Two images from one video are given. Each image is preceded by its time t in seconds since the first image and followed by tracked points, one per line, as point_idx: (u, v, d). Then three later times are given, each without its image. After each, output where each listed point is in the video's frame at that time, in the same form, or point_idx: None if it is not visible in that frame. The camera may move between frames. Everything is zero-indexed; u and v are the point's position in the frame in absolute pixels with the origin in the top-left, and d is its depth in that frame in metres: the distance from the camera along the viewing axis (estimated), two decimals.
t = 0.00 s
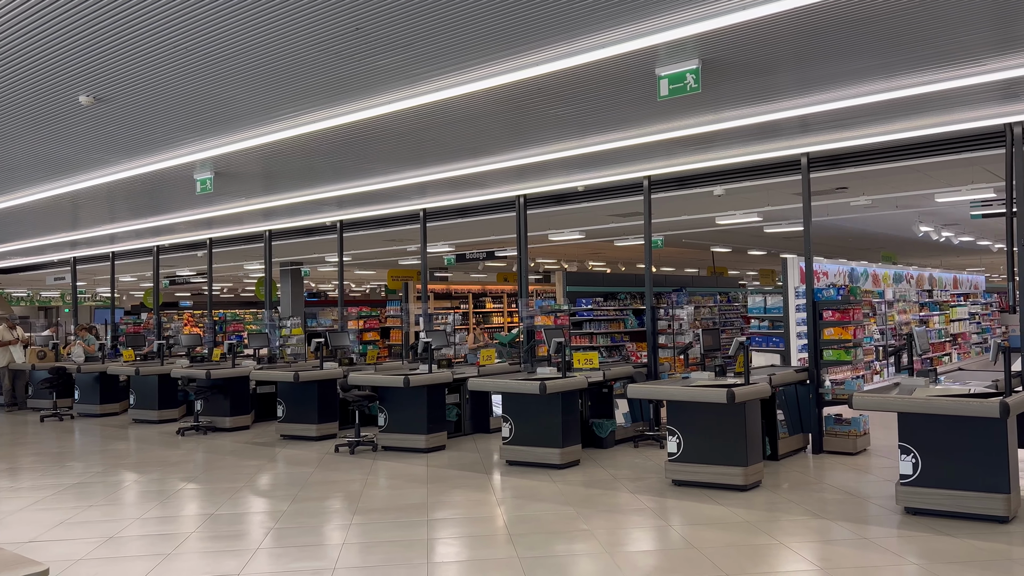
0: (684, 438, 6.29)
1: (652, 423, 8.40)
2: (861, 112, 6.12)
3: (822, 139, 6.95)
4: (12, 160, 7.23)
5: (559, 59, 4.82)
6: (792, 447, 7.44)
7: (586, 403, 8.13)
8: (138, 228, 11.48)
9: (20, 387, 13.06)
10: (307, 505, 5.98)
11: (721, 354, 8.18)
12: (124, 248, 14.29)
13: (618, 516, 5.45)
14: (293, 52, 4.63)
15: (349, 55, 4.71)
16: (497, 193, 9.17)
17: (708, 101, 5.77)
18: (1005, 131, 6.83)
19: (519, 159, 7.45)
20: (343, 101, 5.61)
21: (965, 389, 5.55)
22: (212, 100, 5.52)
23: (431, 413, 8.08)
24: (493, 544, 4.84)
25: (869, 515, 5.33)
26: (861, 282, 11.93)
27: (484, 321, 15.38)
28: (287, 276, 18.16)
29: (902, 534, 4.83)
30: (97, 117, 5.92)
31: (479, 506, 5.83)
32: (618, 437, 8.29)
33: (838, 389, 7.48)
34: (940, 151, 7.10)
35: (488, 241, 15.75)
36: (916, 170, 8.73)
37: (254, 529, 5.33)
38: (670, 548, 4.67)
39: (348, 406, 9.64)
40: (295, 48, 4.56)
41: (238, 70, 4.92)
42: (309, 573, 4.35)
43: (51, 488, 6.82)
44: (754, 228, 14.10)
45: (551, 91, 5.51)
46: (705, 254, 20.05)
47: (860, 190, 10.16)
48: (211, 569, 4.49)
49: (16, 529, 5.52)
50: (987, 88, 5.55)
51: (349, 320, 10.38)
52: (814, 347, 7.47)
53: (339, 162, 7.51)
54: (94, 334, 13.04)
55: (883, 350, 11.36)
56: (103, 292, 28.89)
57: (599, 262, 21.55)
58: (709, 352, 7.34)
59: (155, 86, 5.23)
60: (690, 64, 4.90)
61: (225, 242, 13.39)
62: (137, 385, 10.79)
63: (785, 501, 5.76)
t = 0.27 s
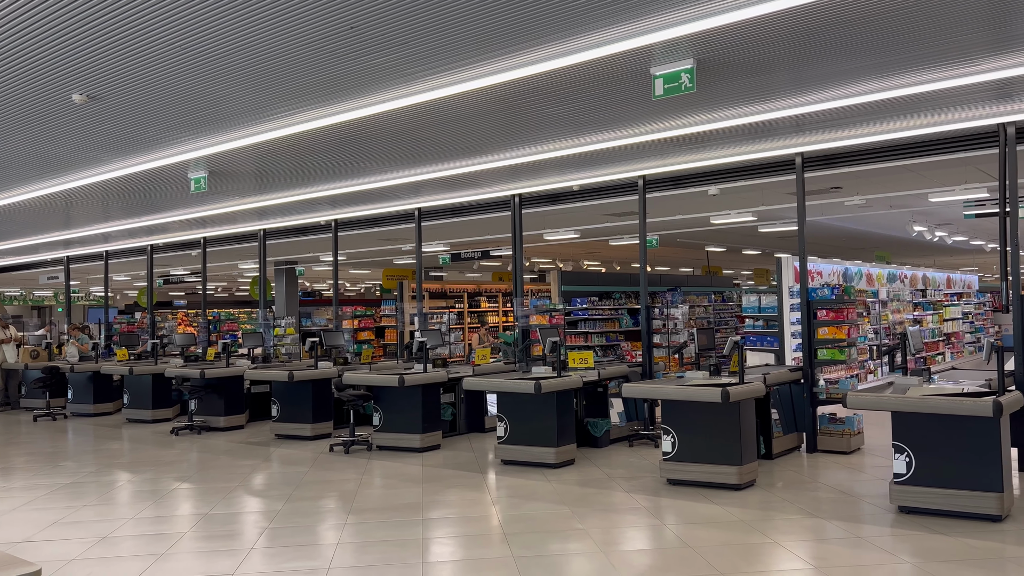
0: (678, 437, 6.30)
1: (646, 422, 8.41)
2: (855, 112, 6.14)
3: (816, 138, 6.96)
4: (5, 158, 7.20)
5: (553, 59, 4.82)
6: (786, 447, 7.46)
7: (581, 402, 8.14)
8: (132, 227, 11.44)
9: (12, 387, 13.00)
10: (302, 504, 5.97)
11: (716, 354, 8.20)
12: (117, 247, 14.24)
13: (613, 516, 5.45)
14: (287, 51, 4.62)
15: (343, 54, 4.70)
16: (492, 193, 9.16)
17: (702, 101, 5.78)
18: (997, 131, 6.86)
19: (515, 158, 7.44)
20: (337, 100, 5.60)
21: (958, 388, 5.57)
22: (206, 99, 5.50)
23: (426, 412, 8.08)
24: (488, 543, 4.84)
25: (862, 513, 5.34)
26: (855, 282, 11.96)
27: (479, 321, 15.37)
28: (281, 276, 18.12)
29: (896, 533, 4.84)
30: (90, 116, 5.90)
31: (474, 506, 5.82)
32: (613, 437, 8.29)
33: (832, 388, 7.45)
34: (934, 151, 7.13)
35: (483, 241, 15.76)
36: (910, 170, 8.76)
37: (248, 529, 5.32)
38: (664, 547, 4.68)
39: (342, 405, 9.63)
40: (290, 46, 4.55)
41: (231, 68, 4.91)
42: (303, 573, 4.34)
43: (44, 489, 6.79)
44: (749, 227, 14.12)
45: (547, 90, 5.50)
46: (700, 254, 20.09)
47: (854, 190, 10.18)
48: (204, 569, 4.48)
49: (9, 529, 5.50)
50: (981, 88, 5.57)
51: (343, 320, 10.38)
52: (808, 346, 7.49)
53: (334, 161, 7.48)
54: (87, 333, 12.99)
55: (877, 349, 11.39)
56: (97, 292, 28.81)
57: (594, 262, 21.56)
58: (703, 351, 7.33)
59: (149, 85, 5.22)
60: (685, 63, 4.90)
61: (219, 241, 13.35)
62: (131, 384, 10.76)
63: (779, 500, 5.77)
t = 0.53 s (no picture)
0: (672, 436, 6.31)
1: (640, 422, 8.42)
2: (848, 112, 6.15)
3: (809, 138, 6.98)
4: None
5: (548, 58, 4.82)
6: (779, 446, 7.48)
7: (575, 402, 8.15)
8: (125, 226, 11.40)
9: (4, 387, 12.94)
10: (295, 504, 5.96)
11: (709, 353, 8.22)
12: (110, 246, 14.18)
13: (607, 515, 5.46)
14: (281, 49, 4.61)
15: (337, 53, 4.69)
16: (486, 192, 9.16)
17: (695, 101, 5.80)
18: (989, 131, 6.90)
19: (509, 157, 7.44)
20: (331, 99, 5.59)
21: (950, 387, 5.60)
22: (200, 98, 5.49)
23: (420, 412, 8.07)
24: (482, 543, 4.84)
25: (855, 512, 5.36)
26: (848, 281, 12.00)
27: (473, 320, 15.36)
28: (274, 275, 18.08)
29: (888, 531, 4.86)
30: (82, 115, 5.88)
31: (468, 505, 5.82)
32: (607, 436, 8.31)
33: (826, 386, 7.50)
34: (926, 151, 7.15)
35: (477, 240, 15.75)
36: (902, 170, 8.79)
37: (241, 529, 5.31)
38: (658, 547, 4.69)
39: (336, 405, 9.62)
40: (283, 46, 4.55)
41: (225, 67, 4.90)
42: (297, 573, 4.34)
43: (37, 489, 6.76)
44: (742, 227, 14.16)
45: (541, 90, 5.51)
46: (694, 253, 20.13)
47: (847, 189, 10.21)
48: (198, 569, 4.47)
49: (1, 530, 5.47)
50: (973, 89, 5.59)
51: (337, 319, 10.36)
52: (801, 345, 7.52)
53: (328, 160, 7.47)
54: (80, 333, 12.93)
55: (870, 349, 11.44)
56: (89, 291, 28.72)
57: (588, 261, 21.58)
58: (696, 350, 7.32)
59: (142, 84, 5.19)
60: (679, 63, 4.91)
61: (213, 241, 13.31)
62: (124, 384, 10.72)
63: (773, 499, 5.79)
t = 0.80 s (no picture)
0: (667, 435, 6.32)
1: (635, 421, 8.43)
2: (842, 111, 6.16)
3: (803, 137, 6.99)
4: None
5: (542, 58, 4.82)
6: (773, 444, 7.49)
7: (569, 400, 8.15)
8: (118, 225, 11.35)
9: None
10: (290, 504, 5.94)
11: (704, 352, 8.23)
12: (103, 245, 14.12)
13: (601, 514, 5.46)
14: (274, 48, 4.59)
15: (330, 52, 4.68)
16: (480, 191, 9.15)
17: (689, 100, 5.80)
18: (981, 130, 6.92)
19: (504, 156, 7.43)
20: (324, 98, 5.58)
21: (943, 385, 5.62)
22: (193, 97, 5.47)
23: (415, 411, 8.06)
24: (477, 542, 4.84)
25: (849, 511, 5.38)
26: (841, 280, 12.03)
27: (468, 320, 15.35)
28: (269, 275, 18.03)
29: (882, 530, 4.88)
30: (74, 114, 5.85)
31: (463, 505, 5.82)
32: (601, 435, 8.31)
33: (819, 385, 7.51)
34: (920, 151, 7.17)
35: (472, 239, 15.74)
36: (896, 169, 8.81)
37: (235, 529, 5.29)
38: (653, 545, 4.69)
39: (331, 404, 9.60)
40: (277, 44, 4.53)
41: (218, 66, 4.88)
42: (292, 573, 4.33)
43: (29, 489, 6.73)
44: (736, 226, 14.18)
45: (536, 89, 5.50)
46: (688, 252, 20.15)
47: (840, 188, 10.23)
48: (192, 569, 4.45)
49: None
50: (966, 88, 5.61)
51: (332, 318, 10.35)
52: (795, 344, 7.54)
53: (322, 159, 7.45)
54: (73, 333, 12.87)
55: (864, 347, 11.47)
56: (82, 290, 28.63)
57: (583, 260, 21.58)
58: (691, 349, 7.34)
59: (134, 82, 5.17)
60: (674, 63, 4.90)
61: (206, 240, 13.27)
62: (117, 384, 10.68)
63: (767, 498, 5.80)
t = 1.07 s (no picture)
0: (663, 434, 6.33)
1: (631, 419, 8.43)
2: (837, 110, 6.17)
3: (798, 136, 7.00)
4: None
5: (537, 56, 4.82)
6: (769, 442, 7.50)
7: (565, 399, 8.15)
8: (113, 224, 11.32)
9: None
10: (286, 503, 5.94)
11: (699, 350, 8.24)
12: (98, 244, 14.08)
13: (598, 512, 5.47)
14: (269, 46, 4.59)
15: (325, 51, 4.68)
16: (477, 190, 9.15)
17: (684, 98, 5.80)
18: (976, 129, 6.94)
19: (500, 155, 7.43)
20: (319, 97, 5.57)
21: (938, 384, 5.63)
22: (188, 95, 5.45)
23: (411, 410, 8.06)
24: (473, 541, 4.84)
25: (845, 508, 5.39)
26: (837, 278, 12.05)
27: (464, 318, 15.33)
28: (264, 273, 18.00)
29: (878, 527, 4.89)
30: (69, 112, 5.83)
31: (459, 503, 5.82)
32: (598, 433, 8.31)
33: (815, 383, 7.53)
34: (915, 150, 7.19)
35: (468, 238, 15.73)
36: (891, 167, 8.83)
37: (231, 528, 5.29)
38: (649, 544, 4.69)
39: (327, 403, 9.60)
40: (272, 43, 4.52)
41: (213, 64, 4.87)
42: (288, 572, 4.32)
43: (24, 489, 6.71)
44: (732, 224, 14.19)
45: (531, 87, 5.50)
46: (684, 251, 20.16)
47: (836, 187, 10.25)
48: (188, 568, 4.45)
49: None
50: (961, 87, 5.62)
51: (328, 317, 10.33)
52: (791, 342, 7.55)
53: (318, 158, 7.44)
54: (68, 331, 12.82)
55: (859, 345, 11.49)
56: (77, 289, 28.55)
57: (579, 259, 21.58)
58: (687, 348, 7.35)
59: (129, 81, 5.16)
60: (669, 61, 4.90)
61: (202, 239, 13.24)
62: (112, 383, 10.65)
63: (763, 496, 5.82)
